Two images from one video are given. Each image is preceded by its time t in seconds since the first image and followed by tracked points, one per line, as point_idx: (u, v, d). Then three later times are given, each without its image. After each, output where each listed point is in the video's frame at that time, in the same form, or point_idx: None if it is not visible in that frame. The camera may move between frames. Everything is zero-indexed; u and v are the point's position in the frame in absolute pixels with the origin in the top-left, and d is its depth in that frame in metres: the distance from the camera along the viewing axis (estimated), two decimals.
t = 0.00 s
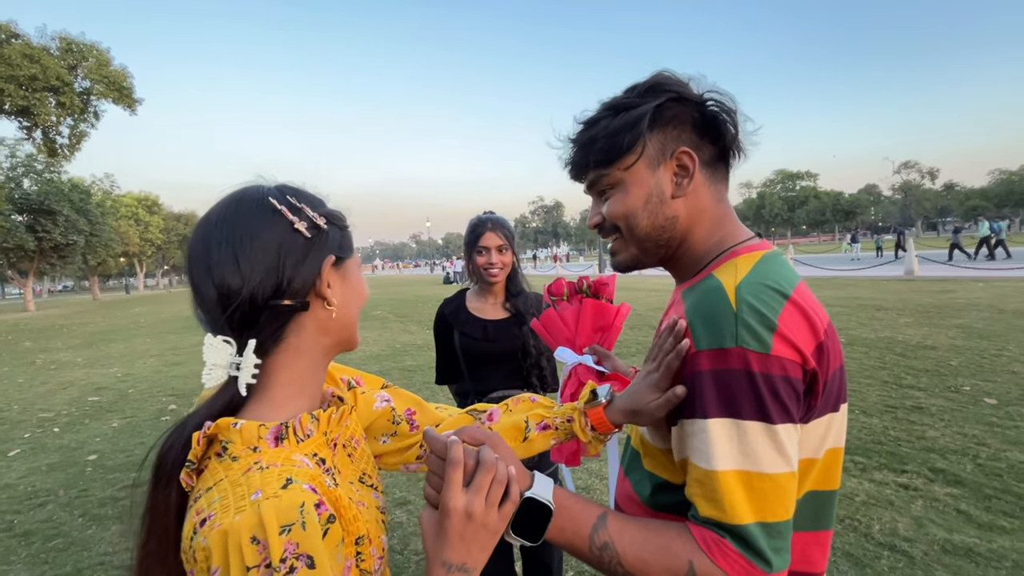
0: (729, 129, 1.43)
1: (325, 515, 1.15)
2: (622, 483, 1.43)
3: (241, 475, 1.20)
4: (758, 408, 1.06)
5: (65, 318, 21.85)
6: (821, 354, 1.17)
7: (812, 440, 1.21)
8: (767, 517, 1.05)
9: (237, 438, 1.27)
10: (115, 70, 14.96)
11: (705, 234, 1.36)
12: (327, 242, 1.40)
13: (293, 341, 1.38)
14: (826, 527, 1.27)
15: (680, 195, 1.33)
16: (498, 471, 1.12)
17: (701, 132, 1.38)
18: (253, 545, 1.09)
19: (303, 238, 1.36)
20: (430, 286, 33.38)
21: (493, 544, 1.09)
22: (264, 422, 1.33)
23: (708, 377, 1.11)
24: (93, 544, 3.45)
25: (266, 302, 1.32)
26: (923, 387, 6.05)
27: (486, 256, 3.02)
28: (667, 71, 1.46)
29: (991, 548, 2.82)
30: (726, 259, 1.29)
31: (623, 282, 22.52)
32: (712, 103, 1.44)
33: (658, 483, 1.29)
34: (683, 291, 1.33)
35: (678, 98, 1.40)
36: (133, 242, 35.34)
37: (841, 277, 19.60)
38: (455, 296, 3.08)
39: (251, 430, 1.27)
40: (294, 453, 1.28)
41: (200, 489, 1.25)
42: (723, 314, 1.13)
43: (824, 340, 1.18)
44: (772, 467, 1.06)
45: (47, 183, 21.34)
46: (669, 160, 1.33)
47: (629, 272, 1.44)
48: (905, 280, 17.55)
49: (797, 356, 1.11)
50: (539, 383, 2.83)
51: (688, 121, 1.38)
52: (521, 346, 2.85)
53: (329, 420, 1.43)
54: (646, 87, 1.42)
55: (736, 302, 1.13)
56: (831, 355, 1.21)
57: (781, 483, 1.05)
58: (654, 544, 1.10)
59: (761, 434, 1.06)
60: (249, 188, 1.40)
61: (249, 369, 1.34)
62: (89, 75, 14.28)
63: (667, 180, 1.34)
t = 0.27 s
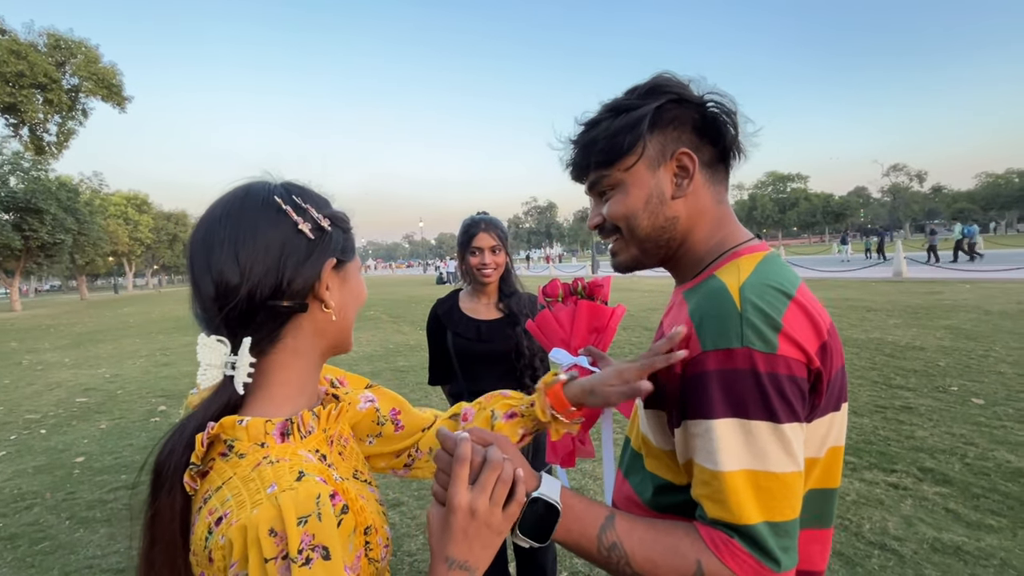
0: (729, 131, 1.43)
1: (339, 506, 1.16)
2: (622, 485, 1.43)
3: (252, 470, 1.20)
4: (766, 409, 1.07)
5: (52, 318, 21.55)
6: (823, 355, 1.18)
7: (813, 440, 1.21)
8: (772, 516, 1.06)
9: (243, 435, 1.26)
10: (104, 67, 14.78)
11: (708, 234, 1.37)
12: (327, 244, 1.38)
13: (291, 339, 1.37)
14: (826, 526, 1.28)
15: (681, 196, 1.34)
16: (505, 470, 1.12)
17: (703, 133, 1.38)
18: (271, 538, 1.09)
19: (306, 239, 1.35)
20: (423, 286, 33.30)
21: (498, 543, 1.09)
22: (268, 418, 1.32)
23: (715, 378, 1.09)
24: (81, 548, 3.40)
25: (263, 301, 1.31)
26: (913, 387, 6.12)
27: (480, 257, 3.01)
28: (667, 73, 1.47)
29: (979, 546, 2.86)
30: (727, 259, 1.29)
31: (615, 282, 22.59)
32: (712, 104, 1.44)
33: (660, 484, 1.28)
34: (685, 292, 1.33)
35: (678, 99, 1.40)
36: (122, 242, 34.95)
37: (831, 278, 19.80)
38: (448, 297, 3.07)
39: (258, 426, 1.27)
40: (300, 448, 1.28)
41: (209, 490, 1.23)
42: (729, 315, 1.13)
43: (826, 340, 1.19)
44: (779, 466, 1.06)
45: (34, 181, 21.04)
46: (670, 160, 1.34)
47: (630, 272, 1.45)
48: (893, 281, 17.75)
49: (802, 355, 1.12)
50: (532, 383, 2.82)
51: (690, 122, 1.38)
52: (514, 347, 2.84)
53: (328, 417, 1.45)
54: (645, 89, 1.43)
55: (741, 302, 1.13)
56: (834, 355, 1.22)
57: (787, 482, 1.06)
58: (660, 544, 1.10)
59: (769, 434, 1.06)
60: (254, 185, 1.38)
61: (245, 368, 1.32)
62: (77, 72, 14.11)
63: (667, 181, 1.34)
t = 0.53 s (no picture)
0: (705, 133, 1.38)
1: (338, 507, 1.16)
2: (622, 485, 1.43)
3: (249, 469, 1.18)
4: (760, 406, 1.07)
5: (36, 319, 21.17)
6: (817, 353, 1.19)
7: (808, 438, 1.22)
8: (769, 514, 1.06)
9: (239, 433, 1.25)
10: (91, 64, 14.58)
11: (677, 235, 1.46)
12: (321, 238, 1.37)
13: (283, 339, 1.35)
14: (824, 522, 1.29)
15: (643, 203, 1.46)
16: (493, 482, 1.14)
17: (667, 139, 1.41)
18: (269, 539, 1.08)
19: (300, 233, 1.33)
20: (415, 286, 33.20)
21: (481, 556, 1.10)
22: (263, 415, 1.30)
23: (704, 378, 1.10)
24: (66, 552, 3.34)
25: (253, 297, 1.29)
26: (900, 387, 6.20)
27: (473, 256, 3.00)
28: (656, 74, 1.48)
29: (967, 544, 2.90)
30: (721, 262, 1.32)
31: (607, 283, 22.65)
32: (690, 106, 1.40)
33: (661, 484, 1.29)
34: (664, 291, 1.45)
35: (649, 105, 1.44)
36: (109, 241, 34.47)
37: (820, 279, 20.01)
38: (441, 296, 3.06)
39: (254, 424, 1.26)
40: (295, 447, 1.27)
41: (201, 489, 1.21)
42: (724, 315, 1.13)
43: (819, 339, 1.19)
44: (775, 465, 1.06)
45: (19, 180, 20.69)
46: (633, 170, 1.46)
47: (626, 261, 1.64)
48: (881, 282, 17.96)
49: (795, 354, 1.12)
50: (526, 384, 2.81)
51: (661, 127, 1.42)
52: (508, 347, 2.83)
53: (321, 414, 1.42)
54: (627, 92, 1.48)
55: (735, 304, 1.14)
56: (828, 353, 1.23)
57: (788, 478, 1.06)
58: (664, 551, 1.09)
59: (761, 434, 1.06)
60: (246, 175, 1.36)
61: (234, 366, 1.31)
62: (64, 68, 13.89)
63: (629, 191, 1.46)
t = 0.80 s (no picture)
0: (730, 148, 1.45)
1: (243, 520, 1.03)
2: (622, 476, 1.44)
3: (144, 487, 1.03)
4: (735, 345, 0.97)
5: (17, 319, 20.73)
6: (800, 337, 1.18)
7: (788, 423, 1.23)
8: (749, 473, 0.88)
9: (132, 449, 1.08)
10: (74, 60, 14.31)
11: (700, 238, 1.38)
12: (277, 280, 1.13)
13: (211, 366, 1.15)
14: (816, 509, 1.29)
15: (683, 198, 1.35)
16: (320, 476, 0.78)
17: (706, 144, 1.39)
18: (156, 561, 0.96)
19: (252, 276, 1.09)
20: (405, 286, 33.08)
21: None
22: (165, 428, 1.12)
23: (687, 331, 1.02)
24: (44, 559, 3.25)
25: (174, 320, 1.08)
26: (885, 386, 6.29)
27: (465, 257, 2.99)
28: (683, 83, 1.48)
29: (951, 541, 2.94)
30: (717, 253, 1.30)
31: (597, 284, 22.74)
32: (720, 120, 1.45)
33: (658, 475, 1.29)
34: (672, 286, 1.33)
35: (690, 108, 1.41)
36: (92, 240, 33.87)
37: (806, 280, 20.28)
38: (433, 297, 3.04)
39: (150, 438, 1.09)
40: (204, 459, 1.11)
41: (92, 515, 1.04)
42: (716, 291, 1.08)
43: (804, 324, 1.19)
44: (751, 416, 0.91)
45: None
46: (676, 162, 1.35)
47: (621, 262, 1.46)
48: (866, 283, 18.26)
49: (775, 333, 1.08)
50: (518, 385, 2.80)
51: (697, 130, 1.39)
52: (500, 348, 2.82)
53: (238, 421, 1.22)
54: (663, 94, 1.44)
55: (729, 278, 1.12)
56: (812, 338, 1.22)
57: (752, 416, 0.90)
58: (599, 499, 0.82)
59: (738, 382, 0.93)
60: (178, 179, 1.12)
61: (143, 386, 1.12)
62: (46, 63, 13.62)
63: (669, 181, 1.34)
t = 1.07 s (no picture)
0: (727, 163, 1.57)
1: None
2: (633, 468, 1.50)
3: None
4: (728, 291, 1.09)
5: None
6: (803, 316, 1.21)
7: (798, 403, 1.23)
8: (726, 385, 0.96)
9: None
10: (55, 55, 14.00)
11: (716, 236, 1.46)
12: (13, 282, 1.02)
13: None
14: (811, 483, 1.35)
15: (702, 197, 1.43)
16: None
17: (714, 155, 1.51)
18: None
19: None
20: (394, 287, 32.89)
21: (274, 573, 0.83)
22: None
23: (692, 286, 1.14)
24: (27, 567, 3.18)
25: None
26: (870, 386, 6.39)
27: (459, 258, 2.97)
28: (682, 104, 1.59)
29: (936, 539, 2.99)
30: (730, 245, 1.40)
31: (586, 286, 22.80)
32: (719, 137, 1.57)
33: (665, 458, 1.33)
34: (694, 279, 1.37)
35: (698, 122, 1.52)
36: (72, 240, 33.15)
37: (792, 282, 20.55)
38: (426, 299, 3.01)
39: None
40: None
41: None
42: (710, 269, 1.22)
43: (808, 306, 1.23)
44: (732, 335, 0.99)
45: None
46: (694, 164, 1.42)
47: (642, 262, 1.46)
48: (850, 285, 18.53)
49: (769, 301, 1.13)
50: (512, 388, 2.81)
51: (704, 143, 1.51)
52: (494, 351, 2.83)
53: (33, 464, 1.11)
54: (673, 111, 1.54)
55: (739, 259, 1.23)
56: (815, 320, 1.26)
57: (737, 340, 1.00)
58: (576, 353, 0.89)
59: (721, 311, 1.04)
60: None
61: None
62: (25, 59, 13.31)
63: (692, 180, 1.40)
